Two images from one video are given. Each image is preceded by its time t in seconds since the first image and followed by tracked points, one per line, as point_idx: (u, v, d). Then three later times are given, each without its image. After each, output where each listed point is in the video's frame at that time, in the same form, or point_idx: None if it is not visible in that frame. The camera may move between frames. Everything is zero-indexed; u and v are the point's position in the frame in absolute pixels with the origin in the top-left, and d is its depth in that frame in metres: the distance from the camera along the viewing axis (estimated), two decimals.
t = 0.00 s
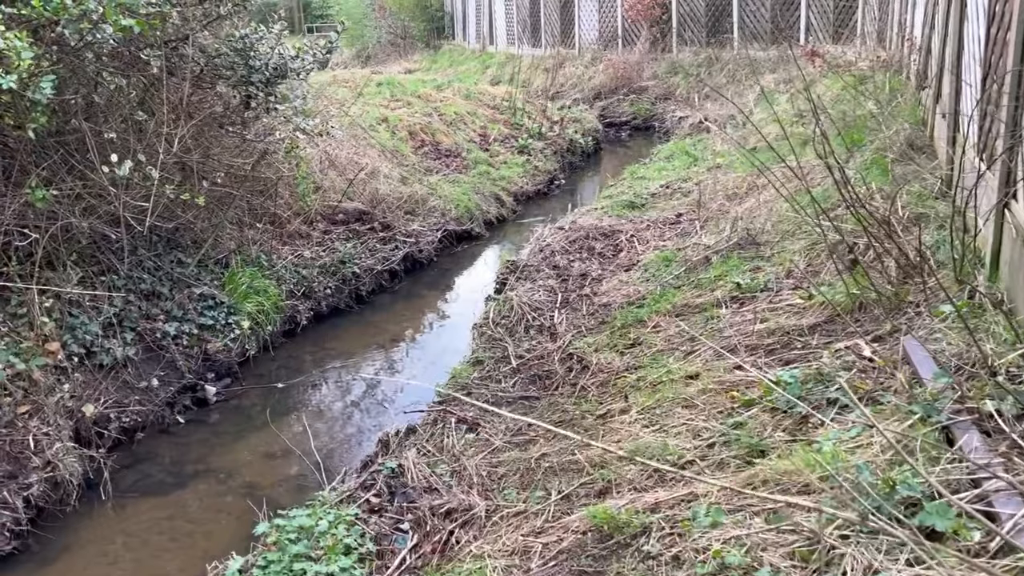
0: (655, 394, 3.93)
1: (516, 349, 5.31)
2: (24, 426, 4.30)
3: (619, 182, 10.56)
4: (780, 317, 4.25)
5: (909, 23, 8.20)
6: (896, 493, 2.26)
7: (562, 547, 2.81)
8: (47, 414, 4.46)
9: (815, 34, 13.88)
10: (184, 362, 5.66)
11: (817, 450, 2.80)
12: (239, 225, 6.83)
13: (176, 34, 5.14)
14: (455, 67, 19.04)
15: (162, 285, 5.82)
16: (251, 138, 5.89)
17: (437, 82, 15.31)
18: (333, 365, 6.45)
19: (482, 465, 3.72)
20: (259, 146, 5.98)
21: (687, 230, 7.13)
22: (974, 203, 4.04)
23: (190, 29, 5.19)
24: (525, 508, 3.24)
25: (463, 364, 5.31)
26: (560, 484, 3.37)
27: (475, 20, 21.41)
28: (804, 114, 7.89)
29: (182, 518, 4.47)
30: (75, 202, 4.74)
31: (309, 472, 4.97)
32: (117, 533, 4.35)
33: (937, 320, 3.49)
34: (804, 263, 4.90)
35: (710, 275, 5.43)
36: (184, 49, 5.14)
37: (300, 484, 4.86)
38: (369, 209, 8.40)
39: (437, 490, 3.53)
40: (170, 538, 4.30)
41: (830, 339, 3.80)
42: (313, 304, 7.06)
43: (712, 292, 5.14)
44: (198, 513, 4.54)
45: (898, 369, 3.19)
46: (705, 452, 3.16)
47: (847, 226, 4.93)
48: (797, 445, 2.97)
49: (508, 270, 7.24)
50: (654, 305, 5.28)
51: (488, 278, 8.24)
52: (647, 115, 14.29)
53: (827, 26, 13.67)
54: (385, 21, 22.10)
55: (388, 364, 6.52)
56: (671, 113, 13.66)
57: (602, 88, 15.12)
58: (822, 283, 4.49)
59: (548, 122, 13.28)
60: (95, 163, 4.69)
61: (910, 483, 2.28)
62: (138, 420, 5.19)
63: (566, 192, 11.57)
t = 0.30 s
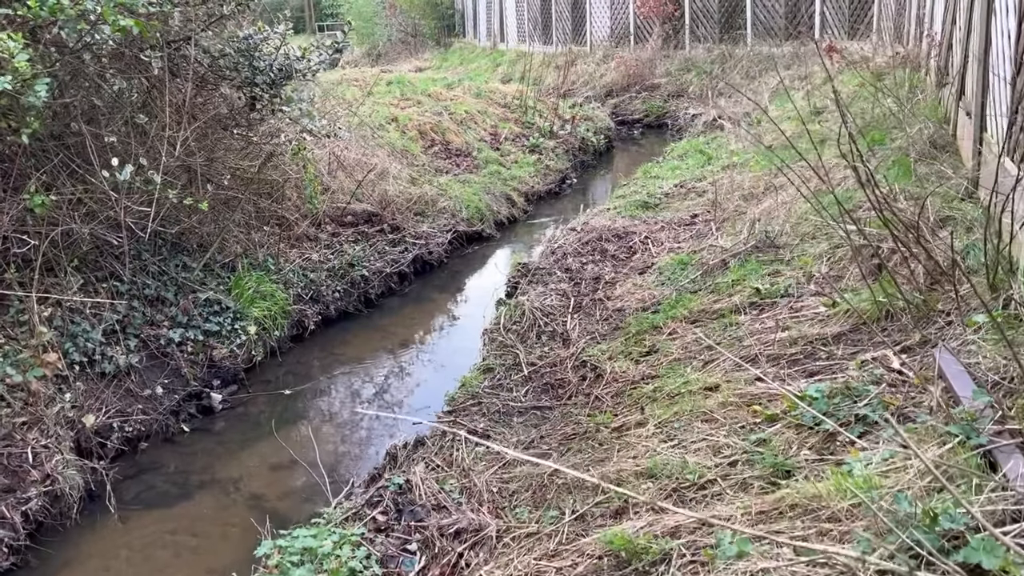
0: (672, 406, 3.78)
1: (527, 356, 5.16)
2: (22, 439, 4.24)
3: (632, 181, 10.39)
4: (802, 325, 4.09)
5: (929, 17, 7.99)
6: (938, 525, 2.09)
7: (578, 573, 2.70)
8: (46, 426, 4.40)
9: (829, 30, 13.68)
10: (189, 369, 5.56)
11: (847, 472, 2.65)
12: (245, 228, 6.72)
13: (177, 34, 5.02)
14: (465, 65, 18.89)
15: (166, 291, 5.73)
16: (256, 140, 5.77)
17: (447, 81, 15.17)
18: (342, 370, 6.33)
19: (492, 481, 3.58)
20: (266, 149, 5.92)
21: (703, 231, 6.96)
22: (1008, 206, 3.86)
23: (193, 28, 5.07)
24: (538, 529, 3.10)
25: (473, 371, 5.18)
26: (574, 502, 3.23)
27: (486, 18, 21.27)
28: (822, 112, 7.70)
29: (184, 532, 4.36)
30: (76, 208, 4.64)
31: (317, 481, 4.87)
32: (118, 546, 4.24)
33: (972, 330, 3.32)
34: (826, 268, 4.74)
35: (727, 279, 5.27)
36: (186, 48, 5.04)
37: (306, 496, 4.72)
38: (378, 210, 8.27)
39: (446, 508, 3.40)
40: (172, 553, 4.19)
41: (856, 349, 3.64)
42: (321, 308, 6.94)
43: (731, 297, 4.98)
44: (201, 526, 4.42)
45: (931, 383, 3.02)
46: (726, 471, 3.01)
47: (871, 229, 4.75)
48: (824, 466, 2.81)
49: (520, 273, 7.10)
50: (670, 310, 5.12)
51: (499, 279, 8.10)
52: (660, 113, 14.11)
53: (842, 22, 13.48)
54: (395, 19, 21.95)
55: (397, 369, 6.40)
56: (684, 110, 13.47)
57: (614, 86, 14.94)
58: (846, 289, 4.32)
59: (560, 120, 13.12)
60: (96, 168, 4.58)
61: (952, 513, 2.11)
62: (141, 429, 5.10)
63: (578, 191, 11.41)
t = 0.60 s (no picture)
0: (689, 418, 3.65)
1: (537, 363, 5.03)
2: (19, 451, 4.16)
3: (642, 181, 10.25)
4: (822, 333, 3.95)
5: (946, 12, 7.82)
6: (981, 559, 1.96)
7: None
8: (45, 437, 4.32)
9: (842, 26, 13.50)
10: (193, 376, 5.46)
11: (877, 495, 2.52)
12: (250, 231, 6.62)
13: (176, 35, 4.90)
14: (474, 63, 18.76)
15: (169, 296, 5.64)
16: (259, 142, 5.66)
17: (455, 80, 15.04)
18: (348, 376, 6.21)
19: (502, 497, 3.46)
20: (270, 151, 5.79)
21: (716, 233, 6.81)
22: None
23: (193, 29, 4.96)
24: (550, 550, 2.98)
25: (482, 379, 5.05)
26: (587, 521, 3.10)
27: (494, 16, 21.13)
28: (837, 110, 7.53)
29: (186, 545, 4.26)
30: (75, 213, 4.54)
31: (323, 492, 4.75)
32: (118, 560, 4.15)
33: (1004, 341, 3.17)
34: (846, 273, 4.59)
35: (743, 283, 5.12)
36: (187, 48, 4.94)
37: (310, 506, 4.61)
38: (385, 212, 8.16)
39: (454, 526, 3.28)
40: (174, 568, 4.08)
41: (881, 360, 3.49)
42: (328, 312, 6.83)
43: (747, 302, 4.83)
44: (204, 540, 4.32)
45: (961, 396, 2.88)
46: (748, 490, 2.88)
47: (892, 231, 4.60)
48: (852, 486, 2.68)
49: (529, 276, 6.96)
50: (684, 316, 4.98)
51: (508, 282, 7.97)
52: (670, 111, 13.95)
53: (854, 18, 13.30)
54: (403, 17, 21.82)
55: (405, 374, 6.29)
56: (695, 108, 13.30)
57: (624, 84, 14.78)
58: (868, 296, 4.17)
59: (569, 119, 12.98)
60: (95, 172, 4.48)
61: (996, 546, 1.98)
62: (143, 438, 5.00)
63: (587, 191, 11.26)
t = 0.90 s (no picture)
0: (695, 429, 3.54)
1: (540, 369, 4.93)
2: (11, 462, 4.11)
3: (647, 181, 10.13)
4: (833, 340, 3.84)
5: (955, 9, 7.70)
6: None
7: None
8: (37, 447, 4.29)
9: (848, 24, 13.37)
10: (189, 382, 5.38)
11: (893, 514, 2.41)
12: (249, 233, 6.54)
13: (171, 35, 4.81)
14: (477, 62, 18.64)
15: (166, 301, 5.55)
16: (257, 144, 5.57)
17: (458, 79, 14.94)
18: (348, 380, 6.11)
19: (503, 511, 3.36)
20: (269, 153, 5.69)
21: (722, 235, 6.70)
22: None
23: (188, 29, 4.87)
24: (552, 568, 2.88)
25: (484, 386, 4.95)
26: (591, 538, 3.00)
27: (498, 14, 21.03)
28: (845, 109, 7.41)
29: (183, 557, 4.18)
30: (68, 217, 4.46)
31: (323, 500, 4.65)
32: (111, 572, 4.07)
33: None
34: (856, 278, 4.47)
35: (750, 287, 5.01)
36: (182, 49, 4.86)
37: (310, 516, 4.49)
38: (387, 213, 8.06)
39: (454, 541, 3.19)
40: None
41: (894, 369, 3.37)
42: (328, 315, 6.74)
43: (754, 307, 4.72)
44: (200, 551, 4.23)
45: (979, 409, 2.78)
46: (758, 507, 2.77)
47: (903, 234, 4.48)
48: (866, 503, 2.57)
49: (532, 278, 6.86)
50: (689, 321, 4.87)
51: (511, 283, 7.86)
52: (675, 110, 13.83)
53: (860, 16, 13.17)
54: (407, 16, 21.70)
55: (407, 378, 6.19)
56: (700, 107, 13.18)
57: (628, 83, 14.66)
58: (879, 301, 4.06)
59: (572, 118, 12.87)
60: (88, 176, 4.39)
61: None
62: (139, 446, 4.93)
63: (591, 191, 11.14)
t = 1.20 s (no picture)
0: (691, 441, 3.38)
1: (532, 376, 4.77)
2: None
3: (644, 181, 9.97)
4: (835, 347, 3.68)
5: (956, 5, 7.55)
6: None
7: None
8: (9, 457, 4.12)
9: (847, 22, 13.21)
10: (171, 388, 5.23)
11: (900, 540, 2.26)
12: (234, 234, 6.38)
13: (148, 31, 4.66)
14: (474, 60, 18.46)
15: (148, 304, 5.40)
16: (241, 143, 5.41)
17: (454, 77, 14.78)
18: (336, 385, 5.95)
19: (490, 528, 3.21)
20: (255, 152, 5.52)
21: (720, 236, 6.54)
22: None
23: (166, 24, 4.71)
24: None
25: (474, 394, 4.79)
26: (582, 558, 2.85)
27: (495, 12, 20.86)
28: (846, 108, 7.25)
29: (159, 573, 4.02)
30: (42, 219, 4.29)
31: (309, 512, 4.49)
32: None
33: None
34: (859, 282, 4.32)
35: (749, 291, 4.86)
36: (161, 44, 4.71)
37: (292, 528, 4.32)
38: (378, 214, 7.90)
39: (437, 561, 3.04)
40: None
41: (899, 379, 3.22)
42: (316, 318, 6.58)
43: (753, 312, 4.57)
44: (179, 566, 4.08)
45: (992, 425, 2.62)
46: (757, 527, 2.62)
47: (907, 237, 4.33)
48: (872, 526, 2.41)
49: (526, 281, 6.70)
50: (686, 326, 4.72)
51: (506, 284, 7.70)
52: (673, 108, 13.67)
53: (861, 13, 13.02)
54: (404, 14, 21.52)
55: (398, 382, 6.02)
56: (698, 105, 13.01)
57: (626, 81, 14.51)
58: (883, 307, 3.90)
59: (569, 117, 12.71)
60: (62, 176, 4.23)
61: None
62: (118, 455, 4.79)
63: (588, 190, 10.98)
